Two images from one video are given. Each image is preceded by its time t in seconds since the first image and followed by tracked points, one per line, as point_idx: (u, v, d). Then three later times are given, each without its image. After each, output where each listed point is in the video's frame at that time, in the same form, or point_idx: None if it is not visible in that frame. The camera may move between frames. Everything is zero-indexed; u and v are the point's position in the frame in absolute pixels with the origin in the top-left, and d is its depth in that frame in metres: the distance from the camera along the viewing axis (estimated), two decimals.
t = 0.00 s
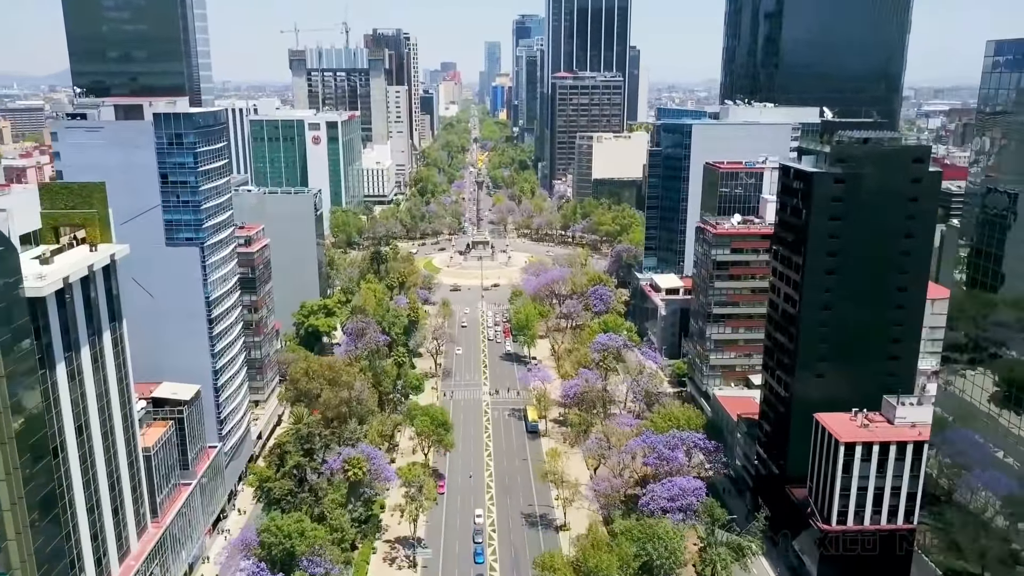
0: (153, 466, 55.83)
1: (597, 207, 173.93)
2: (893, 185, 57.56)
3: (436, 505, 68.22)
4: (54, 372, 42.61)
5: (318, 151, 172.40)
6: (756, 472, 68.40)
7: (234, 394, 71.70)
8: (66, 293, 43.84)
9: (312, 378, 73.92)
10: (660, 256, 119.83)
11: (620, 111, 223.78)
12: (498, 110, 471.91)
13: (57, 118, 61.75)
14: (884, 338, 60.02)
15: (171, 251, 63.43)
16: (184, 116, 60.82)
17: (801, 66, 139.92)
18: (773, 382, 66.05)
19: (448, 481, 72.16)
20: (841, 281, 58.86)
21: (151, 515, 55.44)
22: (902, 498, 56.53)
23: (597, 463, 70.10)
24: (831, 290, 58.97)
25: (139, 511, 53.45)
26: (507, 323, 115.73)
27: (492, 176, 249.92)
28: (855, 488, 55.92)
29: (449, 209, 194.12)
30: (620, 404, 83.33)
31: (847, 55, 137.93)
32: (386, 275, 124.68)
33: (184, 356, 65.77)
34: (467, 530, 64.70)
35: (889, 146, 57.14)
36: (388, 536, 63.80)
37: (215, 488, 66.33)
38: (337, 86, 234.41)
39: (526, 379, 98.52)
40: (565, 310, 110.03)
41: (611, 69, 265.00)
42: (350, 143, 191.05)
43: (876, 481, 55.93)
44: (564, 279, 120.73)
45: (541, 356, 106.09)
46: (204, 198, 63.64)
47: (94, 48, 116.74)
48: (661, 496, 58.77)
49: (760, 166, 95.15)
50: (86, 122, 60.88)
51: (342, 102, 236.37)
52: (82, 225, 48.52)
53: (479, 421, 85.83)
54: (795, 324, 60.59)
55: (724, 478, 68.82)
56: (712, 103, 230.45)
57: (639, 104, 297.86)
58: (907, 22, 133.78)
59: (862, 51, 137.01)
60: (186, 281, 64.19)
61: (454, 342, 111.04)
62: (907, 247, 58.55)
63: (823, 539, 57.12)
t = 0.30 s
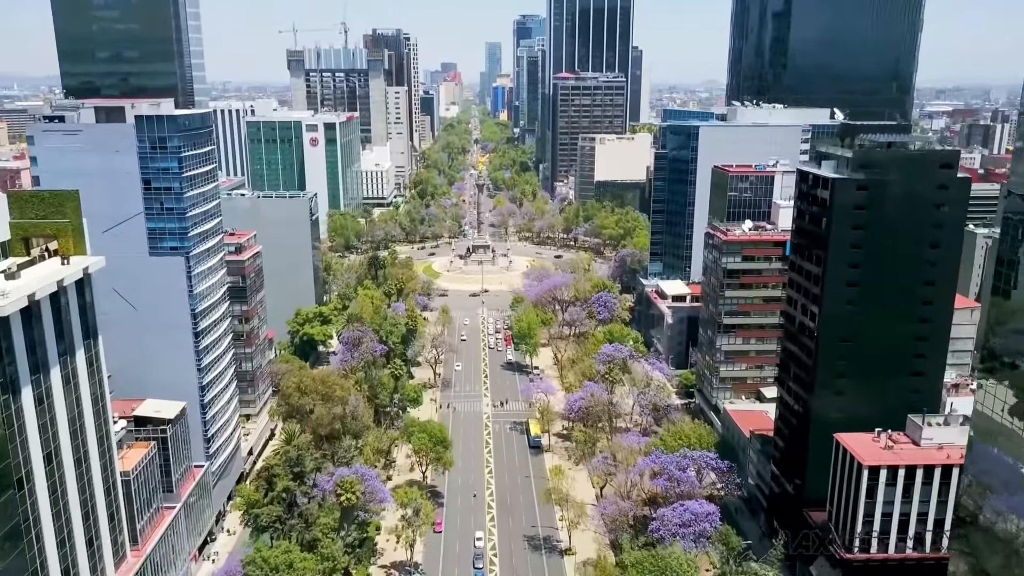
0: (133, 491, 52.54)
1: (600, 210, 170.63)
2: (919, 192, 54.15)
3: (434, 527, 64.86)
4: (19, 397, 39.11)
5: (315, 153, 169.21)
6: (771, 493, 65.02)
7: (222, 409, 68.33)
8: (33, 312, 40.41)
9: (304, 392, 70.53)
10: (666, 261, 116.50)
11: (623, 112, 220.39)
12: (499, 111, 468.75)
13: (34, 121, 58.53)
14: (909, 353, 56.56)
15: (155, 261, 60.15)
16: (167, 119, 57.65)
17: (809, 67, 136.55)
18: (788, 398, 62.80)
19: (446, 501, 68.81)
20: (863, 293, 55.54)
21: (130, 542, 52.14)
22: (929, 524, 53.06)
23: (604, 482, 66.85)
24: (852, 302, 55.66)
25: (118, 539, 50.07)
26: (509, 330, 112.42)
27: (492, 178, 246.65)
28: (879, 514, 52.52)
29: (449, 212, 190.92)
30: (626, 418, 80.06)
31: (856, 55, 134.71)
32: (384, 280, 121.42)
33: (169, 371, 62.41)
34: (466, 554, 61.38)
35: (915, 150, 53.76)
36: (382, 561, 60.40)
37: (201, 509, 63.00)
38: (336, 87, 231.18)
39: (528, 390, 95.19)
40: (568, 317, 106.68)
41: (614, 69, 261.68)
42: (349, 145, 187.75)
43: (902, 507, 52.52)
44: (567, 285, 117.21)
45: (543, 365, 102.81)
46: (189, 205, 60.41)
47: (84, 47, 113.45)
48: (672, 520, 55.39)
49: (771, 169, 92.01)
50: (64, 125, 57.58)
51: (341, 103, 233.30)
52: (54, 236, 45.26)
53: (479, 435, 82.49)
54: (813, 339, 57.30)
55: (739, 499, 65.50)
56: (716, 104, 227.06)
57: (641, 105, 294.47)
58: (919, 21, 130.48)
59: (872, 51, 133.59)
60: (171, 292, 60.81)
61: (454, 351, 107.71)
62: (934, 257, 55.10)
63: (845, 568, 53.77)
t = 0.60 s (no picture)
0: (110, 519, 49.22)
1: (603, 214, 167.32)
2: (949, 200, 50.85)
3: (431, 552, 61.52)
4: None
5: (313, 156, 167.67)
6: (787, 516, 61.58)
7: (209, 427, 64.93)
8: None
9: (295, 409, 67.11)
10: (672, 267, 113.07)
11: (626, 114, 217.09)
12: (500, 112, 465.63)
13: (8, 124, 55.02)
14: (935, 372, 53.19)
15: (137, 272, 56.90)
16: (149, 122, 54.49)
17: (817, 68, 133.34)
18: (804, 418, 59.37)
19: (443, 523, 65.34)
20: (888, 306, 52.21)
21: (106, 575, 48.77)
22: (959, 555, 49.74)
23: (609, 504, 63.70)
24: (876, 317, 52.33)
25: (92, 573, 46.27)
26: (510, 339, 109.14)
27: (493, 180, 243.23)
28: (906, 544, 49.13)
29: (449, 215, 187.64)
30: (633, 433, 76.78)
31: (866, 56, 131.45)
32: (381, 287, 118.23)
33: (152, 387, 59.22)
34: None
35: (944, 155, 50.48)
36: None
37: (186, 534, 59.64)
38: (334, 88, 228.03)
39: (529, 401, 91.81)
40: (571, 325, 103.41)
41: (616, 71, 258.47)
42: (347, 147, 184.55)
43: (930, 537, 49.16)
44: (570, 291, 114.09)
45: (546, 375, 99.59)
46: (173, 213, 57.18)
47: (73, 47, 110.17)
48: (683, 550, 52.07)
49: (782, 174, 88.88)
50: (39, 128, 54.15)
51: (340, 104, 230.14)
52: (21, 249, 42.12)
53: (479, 450, 79.12)
54: (833, 356, 53.93)
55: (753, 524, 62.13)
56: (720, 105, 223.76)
57: (643, 107, 291.34)
58: (931, 21, 127.14)
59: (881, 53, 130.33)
60: (154, 305, 57.60)
61: (453, 360, 104.45)
62: (963, 269, 51.82)
63: None
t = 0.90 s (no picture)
0: (84, 549, 45.97)
1: (605, 217, 164.28)
2: (980, 209, 47.69)
3: None
4: None
5: (310, 158, 164.57)
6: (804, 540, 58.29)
7: (196, 445, 61.78)
8: None
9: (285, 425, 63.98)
10: (677, 273, 109.98)
11: (628, 115, 214.08)
12: (500, 113, 462.62)
13: None
14: (964, 390, 50.05)
15: (117, 283, 53.75)
16: (129, 125, 51.44)
17: (825, 68, 130.33)
18: (821, 437, 56.24)
19: (442, 546, 62.15)
20: (914, 321, 49.04)
21: None
22: None
23: (615, 526, 60.61)
24: (901, 332, 49.16)
25: None
26: (511, 347, 106.08)
27: (494, 183, 240.24)
28: None
29: (449, 218, 184.59)
30: (639, 449, 73.57)
31: (874, 56, 128.48)
32: (379, 293, 115.17)
33: (134, 405, 56.03)
34: None
35: (976, 160, 47.29)
36: None
37: (170, 560, 56.38)
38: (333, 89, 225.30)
39: (531, 413, 88.68)
40: (574, 333, 100.33)
41: (618, 72, 255.46)
42: (346, 149, 181.81)
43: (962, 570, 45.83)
44: (572, 298, 111.02)
45: (548, 385, 96.53)
46: (155, 221, 54.07)
47: (62, 46, 107.36)
48: None
49: (792, 178, 85.92)
50: (12, 129, 50.92)
51: (339, 105, 227.36)
52: None
53: (479, 466, 75.97)
54: (855, 373, 50.74)
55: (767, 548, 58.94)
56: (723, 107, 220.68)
57: (646, 108, 288.38)
58: (942, 21, 124.19)
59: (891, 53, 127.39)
60: (134, 319, 54.42)
61: (452, 370, 101.39)
62: (995, 281, 48.68)
63: None
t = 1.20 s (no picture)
0: None
1: (608, 221, 160.99)
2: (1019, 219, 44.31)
3: None
4: None
5: (307, 161, 158.97)
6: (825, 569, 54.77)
7: (179, 467, 58.28)
8: None
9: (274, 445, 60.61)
10: (683, 280, 106.64)
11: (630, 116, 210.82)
12: (500, 114, 459.55)
13: None
14: (999, 413, 46.70)
15: (93, 297, 50.40)
16: (105, 129, 48.28)
17: (834, 69, 127.04)
18: (842, 459, 52.92)
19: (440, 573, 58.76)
20: (945, 338, 45.77)
21: None
22: None
23: (623, 553, 57.24)
24: (932, 350, 45.89)
25: None
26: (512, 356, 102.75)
27: (494, 185, 236.96)
28: None
29: (448, 221, 181.35)
30: (647, 467, 70.14)
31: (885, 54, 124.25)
32: (376, 300, 111.86)
33: (112, 427, 52.62)
34: None
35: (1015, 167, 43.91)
36: None
37: None
38: (331, 90, 222.09)
39: (533, 426, 85.26)
40: (577, 342, 96.94)
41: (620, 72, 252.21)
42: (344, 151, 178.50)
43: None
44: (575, 305, 107.66)
45: (550, 397, 93.18)
46: (134, 232, 50.72)
47: (48, 46, 103.91)
48: None
49: (805, 183, 82.62)
50: None
51: (337, 107, 224.32)
52: None
53: (479, 485, 72.56)
54: (882, 393, 47.43)
55: None
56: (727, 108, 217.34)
57: (648, 109, 285.16)
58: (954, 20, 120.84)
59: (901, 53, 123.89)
60: (112, 335, 51.03)
61: (451, 380, 98.08)
62: None
63: None
